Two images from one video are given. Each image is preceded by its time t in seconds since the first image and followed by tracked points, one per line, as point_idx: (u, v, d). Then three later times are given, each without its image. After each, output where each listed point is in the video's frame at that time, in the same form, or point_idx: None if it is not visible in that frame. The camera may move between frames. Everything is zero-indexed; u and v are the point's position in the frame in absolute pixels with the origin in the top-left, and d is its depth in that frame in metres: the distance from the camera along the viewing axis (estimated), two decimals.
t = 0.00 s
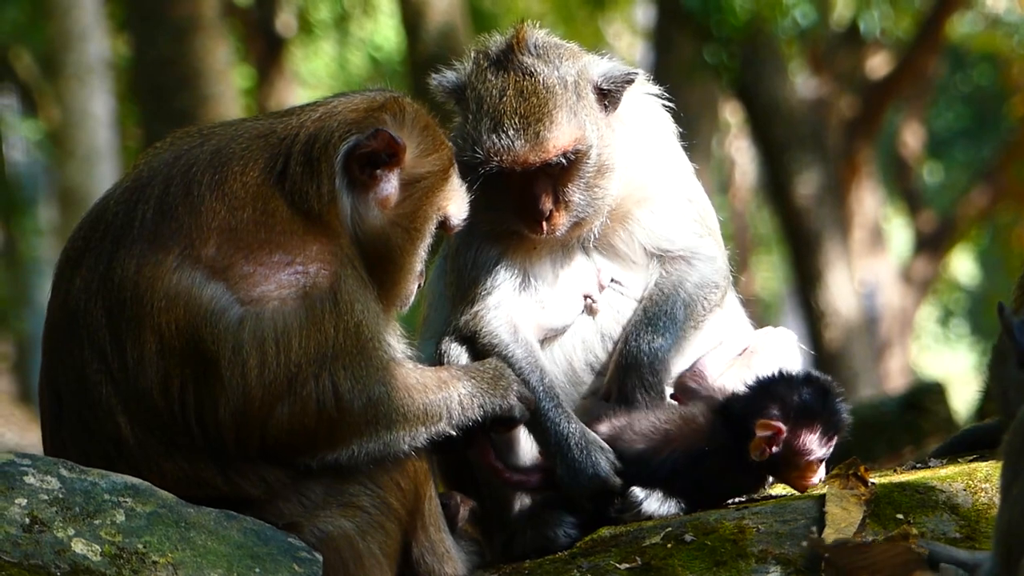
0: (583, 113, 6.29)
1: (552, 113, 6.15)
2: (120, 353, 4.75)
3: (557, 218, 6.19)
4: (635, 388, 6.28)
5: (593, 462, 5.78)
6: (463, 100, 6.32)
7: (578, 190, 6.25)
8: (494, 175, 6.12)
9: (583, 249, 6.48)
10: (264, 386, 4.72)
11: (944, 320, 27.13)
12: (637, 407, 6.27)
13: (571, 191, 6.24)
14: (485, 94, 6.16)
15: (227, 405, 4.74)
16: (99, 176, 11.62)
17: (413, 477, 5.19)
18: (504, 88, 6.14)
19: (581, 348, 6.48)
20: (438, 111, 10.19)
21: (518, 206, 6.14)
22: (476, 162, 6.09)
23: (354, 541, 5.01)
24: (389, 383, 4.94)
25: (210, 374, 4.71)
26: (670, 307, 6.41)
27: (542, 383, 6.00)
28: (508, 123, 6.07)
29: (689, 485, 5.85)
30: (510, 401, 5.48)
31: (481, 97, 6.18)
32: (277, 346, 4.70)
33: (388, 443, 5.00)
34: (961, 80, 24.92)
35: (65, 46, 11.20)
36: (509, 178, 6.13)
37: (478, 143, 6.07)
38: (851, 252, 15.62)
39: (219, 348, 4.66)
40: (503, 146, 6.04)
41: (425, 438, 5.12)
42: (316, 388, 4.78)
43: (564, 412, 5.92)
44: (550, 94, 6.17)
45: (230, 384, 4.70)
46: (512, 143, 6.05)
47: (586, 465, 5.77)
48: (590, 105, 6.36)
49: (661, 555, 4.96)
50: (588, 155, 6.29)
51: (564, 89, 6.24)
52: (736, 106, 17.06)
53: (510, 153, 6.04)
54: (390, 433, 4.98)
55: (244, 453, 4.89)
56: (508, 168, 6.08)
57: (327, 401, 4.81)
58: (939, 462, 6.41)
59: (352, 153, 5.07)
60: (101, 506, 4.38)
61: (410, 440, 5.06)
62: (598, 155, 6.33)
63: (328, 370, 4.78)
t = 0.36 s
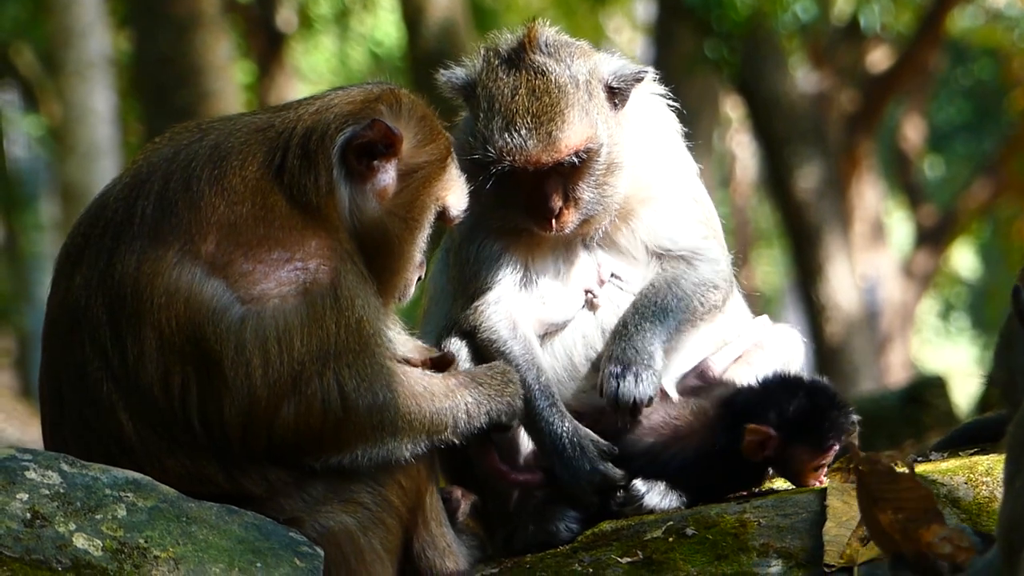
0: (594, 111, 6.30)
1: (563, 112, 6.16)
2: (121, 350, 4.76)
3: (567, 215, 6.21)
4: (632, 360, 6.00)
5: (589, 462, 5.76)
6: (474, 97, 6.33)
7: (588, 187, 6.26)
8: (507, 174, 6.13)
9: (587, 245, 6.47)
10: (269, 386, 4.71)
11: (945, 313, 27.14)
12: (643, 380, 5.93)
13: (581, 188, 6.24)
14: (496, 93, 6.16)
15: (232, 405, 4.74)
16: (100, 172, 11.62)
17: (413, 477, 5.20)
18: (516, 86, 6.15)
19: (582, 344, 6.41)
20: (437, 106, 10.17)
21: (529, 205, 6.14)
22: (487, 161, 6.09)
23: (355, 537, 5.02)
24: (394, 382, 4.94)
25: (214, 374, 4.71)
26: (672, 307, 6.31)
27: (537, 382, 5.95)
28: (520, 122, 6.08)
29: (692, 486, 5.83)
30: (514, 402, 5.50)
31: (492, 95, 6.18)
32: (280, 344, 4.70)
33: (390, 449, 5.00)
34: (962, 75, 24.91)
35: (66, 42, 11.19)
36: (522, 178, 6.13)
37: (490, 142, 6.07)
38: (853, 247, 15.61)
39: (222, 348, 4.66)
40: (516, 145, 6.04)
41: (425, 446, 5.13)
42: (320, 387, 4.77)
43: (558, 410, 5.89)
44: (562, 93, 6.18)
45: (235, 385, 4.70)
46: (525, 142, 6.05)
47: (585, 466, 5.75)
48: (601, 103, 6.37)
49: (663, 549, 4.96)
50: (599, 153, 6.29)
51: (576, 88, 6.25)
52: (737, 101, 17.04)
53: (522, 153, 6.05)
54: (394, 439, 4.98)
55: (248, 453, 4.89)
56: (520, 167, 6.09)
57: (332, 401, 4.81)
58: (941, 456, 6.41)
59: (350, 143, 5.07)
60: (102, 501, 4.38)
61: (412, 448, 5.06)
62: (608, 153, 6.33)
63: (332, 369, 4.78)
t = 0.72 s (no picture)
0: (596, 107, 6.32)
1: (567, 110, 6.18)
2: (122, 353, 4.76)
3: (574, 212, 6.18)
4: (645, 388, 6.14)
5: (587, 460, 5.82)
6: (474, 97, 6.32)
7: (593, 183, 6.24)
8: (514, 173, 6.14)
9: (588, 244, 6.45)
10: (267, 388, 4.74)
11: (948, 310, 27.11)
12: (648, 412, 6.13)
13: (587, 184, 6.22)
14: (498, 93, 6.17)
15: (232, 408, 4.78)
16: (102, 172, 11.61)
17: (419, 475, 5.19)
18: (517, 86, 6.16)
19: (583, 343, 6.40)
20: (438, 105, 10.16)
21: (535, 203, 6.12)
22: (493, 162, 6.09)
23: (360, 537, 5.03)
24: (394, 384, 4.92)
25: (215, 376, 4.74)
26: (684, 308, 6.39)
27: (535, 380, 6.01)
28: (524, 121, 6.09)
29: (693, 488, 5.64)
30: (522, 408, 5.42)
31: (494, 95, 6.18)
32: (280, 346, 4.72)
33: (390, 451, 4.97)
34: (964, 71, 24.88)
35: (68, 42, 11.19)
36: (528, 176, 6.15)
37: (495, 142, 6.08)
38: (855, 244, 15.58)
39: (223, 351, 4.68)
40: (521, 144, 6.07)
41: (428, 445, 5.08)
42: (315, 389, 4.78)
43: (554, 407, 5.95)
44: (564, 90, 6.20)
45: (235, 388, 4.73)
46: (530, 141, 6.08)
47: (582, 467, 5.79)
48: (602, 99, 6.38)
49: (667, 547, 4.96)
50: (602, 150, 6.31)
51: (578, 85, 6.27)
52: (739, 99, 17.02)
53: (527, 152, 6.07)
54: (393, 440, 4.96)
55: (250, 454, 4.91)
56: (526, 167, 6.11)
57: (328, 403, 4.82)
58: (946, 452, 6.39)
59: (349, 138, 5.09)
60: (106, 501, 4.38)
61: (414, 447, 5.02)
62: (611, 150, 6.34)
63: (327, 372, 4.79)
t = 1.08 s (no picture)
0: (602, 110, 6.26)
1: (573, 112, 6.12)
2: (127, 354, 4.76)
3: (578, 214, 6.19)
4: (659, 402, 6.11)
5: (591, 460, 5.76)
6: (480, 99, 6.29)
7: (597, 186, 6.23)
8: (520, 176, 6.11)
9: (590, 247, 6.44)
10: (270, 385, 4.74)
11: (951, 309, 27.11)
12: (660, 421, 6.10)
13: (591, 187, 6.21)
14: (504, 96, 6.13)
15: (235, 406, 4.79)
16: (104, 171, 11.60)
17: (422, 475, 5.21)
18: (523, 88, 6.11)
19: (585, 345, 6.41)
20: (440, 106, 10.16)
21: (541, 205, 6.12)
22: (499, 165, 6.07)
23: (364, 538, 5.03)
24: (396, 380, 4.92)
25: (218, 375, 4.74)
26: (694, 314, 6.36)
27: (535, 381, 5.97)
28: (530, 124, 6.06)
29: (698, 488, 5.64)
30: (522, 416, 5.50)
31: (501, 98, 6.14)
32: (284, 343, 4.72)
33: (393, 447, 4.98)
34: (967, 71, 24.87)
35: (71, 42, 11.19)
36: (534, 179, 6.12)
37: (501, 144, 6.06)
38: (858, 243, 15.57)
39: (228, 348, 4.69)
40: (527, 147, 6.03)
41: (433, 441, 5.09)
42: (319, 386, 4.79)
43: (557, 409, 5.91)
44: (570, 93, 6.14)
45: (239, 385, 4.74)
46: (536, 144, 6.04)
47: (584, 468, 5.74)
48: (609, 101, 6.33)
49: (670, 547, 4.95)
50: (608, 153, 6.26)
51: (584, 87, 6.20)
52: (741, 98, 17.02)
53: (534, 154, 6.03)
54: (397, 435, 4.96)
55: (254, 451, 4.92)
56: (532, 169, 6.08)
57: (329, 400, 4.82)
58: (948, 452, 6.38)
59: (357, 137, 5.12)
60: (109, 501, 4.38)
61: (418, 443, 5.03)
62: (617, 152, 6.30)
63: (330, 369, 4.79)
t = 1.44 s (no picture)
0: (611, 111, 6.30)
1: (581, 113, 6.15)
2: (129, 358, 4.78)
3: (585, 214, 6.21)
4: (660, 402, 6.12)
5: (583, 460, 5.79)
6: (487, 98, 6.30)
7: (604, 186, 6.27)
8: (528, 175, 6.14)
9: (595, 247, 6.45)
10: (268, 383, 4.79)
11: (952, 309, 27.08)
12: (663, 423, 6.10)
13: (598, 187, 6.25)
14: (512, 96, 6.14)
15: (233, 404, 4.82)
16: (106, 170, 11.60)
17: (421, 465, 5.15)
18: (532, 88, 6.13)
19: (585, 345, 6.40)
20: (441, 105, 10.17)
21: (547, 206, 6.14)
22: (507, 165, 6.10)
23: (364, 536, 5.03)
24: (394, 372, 4.98)
25: (217, 373, 4.77)
26: (698, 315, 6.38)
27: (535, 380, 5.99)
28: (539, 123, 6.08)
29: (696, 487, 5.65)
30: (511, 401, 5.54)
31: (509, 97, 6.16)
32: (282, 341, 4.77)
33: (394, 430, 5.03)
34: (969, 71, 24.88)
35: (73, 42, 11.20)
36: (542, 179, 6.15)
37: (509, 144, 6.08)
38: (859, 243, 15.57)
39: (226, 347, 4.73)
40: (536, 147, 6.06)
41: (432, 422, 5.12)
42: (317, 383, 4.84)
43: (555, 408, 5.94)
44: (579, 93, 6.16)
45: (237, 383, 4.77)
46: (545, 144, 6.07)
47: (578, 468, 5.78)
48: (617, 102, 6.37)
49: (670, 546, 4.95)
50: (615, 153, 6.31)
51: (592, 87, 6.22)
52: (743, 97, 17.02)
53: (543, 154, 6.07)
54: (395, 419, 5.01)
55: (253, 449, 4.96)
56: (541, 169, 6.11)
57: (327, 396, 4.87)
58: (947, 452, 6.39)
59: (358, 135, 5.17)
60: (109, 500, 4.39)
61: (419, 425, 5.07)
62: (623, 152, 6.35)
63: (328, 366, 4.85)
